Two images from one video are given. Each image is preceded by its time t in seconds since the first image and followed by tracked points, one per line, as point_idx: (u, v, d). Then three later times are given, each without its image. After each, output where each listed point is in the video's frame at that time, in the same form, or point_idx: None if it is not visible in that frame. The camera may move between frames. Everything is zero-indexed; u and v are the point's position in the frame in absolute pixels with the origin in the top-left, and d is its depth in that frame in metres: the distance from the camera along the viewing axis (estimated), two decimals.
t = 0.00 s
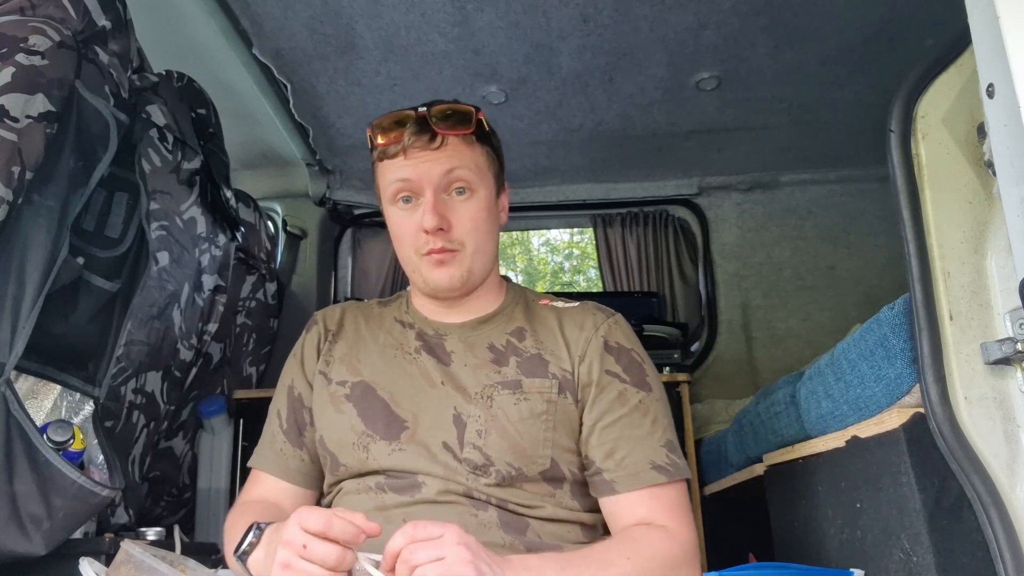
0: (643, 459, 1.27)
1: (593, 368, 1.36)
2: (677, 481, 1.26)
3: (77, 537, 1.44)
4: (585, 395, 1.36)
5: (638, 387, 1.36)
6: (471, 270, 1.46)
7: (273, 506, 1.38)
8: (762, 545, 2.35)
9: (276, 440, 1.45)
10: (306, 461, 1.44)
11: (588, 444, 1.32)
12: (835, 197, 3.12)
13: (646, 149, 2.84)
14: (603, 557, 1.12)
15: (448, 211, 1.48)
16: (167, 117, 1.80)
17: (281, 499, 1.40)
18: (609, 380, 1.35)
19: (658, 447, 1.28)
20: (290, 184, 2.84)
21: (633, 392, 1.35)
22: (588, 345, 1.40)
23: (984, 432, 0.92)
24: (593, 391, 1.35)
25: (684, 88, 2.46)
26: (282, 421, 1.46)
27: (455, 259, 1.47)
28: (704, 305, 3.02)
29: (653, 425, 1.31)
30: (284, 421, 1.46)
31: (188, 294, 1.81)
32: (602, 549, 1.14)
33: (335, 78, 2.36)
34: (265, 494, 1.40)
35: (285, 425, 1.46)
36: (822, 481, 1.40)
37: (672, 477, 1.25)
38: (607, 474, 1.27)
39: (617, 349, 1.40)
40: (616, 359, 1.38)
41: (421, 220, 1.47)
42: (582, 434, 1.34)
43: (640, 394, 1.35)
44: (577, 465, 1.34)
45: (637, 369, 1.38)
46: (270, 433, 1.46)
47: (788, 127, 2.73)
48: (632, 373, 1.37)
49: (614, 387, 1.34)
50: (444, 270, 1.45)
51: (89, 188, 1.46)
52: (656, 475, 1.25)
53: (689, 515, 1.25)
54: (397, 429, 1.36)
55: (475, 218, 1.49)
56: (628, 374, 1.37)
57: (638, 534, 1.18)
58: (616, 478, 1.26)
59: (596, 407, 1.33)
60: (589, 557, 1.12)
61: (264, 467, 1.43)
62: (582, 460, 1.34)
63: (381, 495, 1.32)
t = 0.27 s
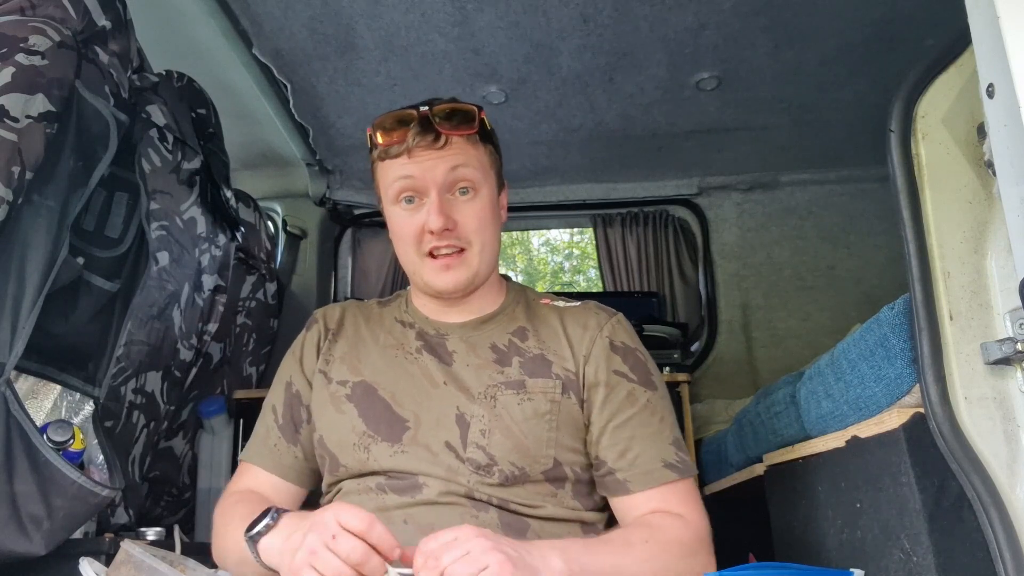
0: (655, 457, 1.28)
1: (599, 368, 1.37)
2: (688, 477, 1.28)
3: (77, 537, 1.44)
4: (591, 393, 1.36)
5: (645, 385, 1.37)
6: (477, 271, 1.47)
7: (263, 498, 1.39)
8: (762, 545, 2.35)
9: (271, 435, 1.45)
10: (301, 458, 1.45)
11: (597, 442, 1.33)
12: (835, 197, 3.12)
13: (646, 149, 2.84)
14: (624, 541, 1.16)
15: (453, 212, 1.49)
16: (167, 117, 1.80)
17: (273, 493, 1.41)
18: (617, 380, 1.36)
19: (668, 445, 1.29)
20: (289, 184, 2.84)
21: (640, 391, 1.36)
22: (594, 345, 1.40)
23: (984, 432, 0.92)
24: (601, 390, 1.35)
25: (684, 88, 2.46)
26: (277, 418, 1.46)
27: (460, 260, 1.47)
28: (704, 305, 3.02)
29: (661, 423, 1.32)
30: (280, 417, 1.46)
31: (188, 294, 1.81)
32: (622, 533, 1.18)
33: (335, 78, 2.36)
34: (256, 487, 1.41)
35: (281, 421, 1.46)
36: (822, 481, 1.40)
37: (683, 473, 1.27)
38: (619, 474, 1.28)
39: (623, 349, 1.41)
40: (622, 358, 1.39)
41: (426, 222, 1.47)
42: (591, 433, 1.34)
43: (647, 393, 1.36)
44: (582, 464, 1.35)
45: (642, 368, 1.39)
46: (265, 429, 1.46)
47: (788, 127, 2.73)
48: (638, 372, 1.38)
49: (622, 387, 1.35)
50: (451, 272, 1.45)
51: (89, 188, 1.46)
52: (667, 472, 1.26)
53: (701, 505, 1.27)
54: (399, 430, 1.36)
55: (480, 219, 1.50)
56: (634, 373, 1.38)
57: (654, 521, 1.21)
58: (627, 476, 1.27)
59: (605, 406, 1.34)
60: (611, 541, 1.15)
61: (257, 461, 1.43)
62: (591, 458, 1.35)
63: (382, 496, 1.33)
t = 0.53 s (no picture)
0: (680, 440, 1.35)
1: (610, 363, 1.42)
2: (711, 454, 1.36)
3: (77, 536, 1.44)
4: (607, 388, 1.41)
5: (656, 374, 1.43)
6: (476, 270, 1.49)
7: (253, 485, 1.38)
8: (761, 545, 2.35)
9: (267, 428, 1.44)
10: (295, 453, 1.45)
11: (620, 433, 1.38)
12: (835, 197, 3.12)
13: (646, 149, 2.84)
14: (654, 513, 1.25)
15: (453, 210, 1.50)
16: (167, 117, 1.80)
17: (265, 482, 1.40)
18: (633, 372, 1.41)
19: (689, 428, 1.37)
20: (289, 184, 2.84)
21: (653, 379, 1.42)
22: (600, 341, 1.45)
23: (984, 432, 0.92)
24: (619, 384, 1.40)
25: (684, 88, 2.46)
26: (273, 411, 1.46)
27: (459, 259, 1.50)
28: (704, 306, 3.02)
29: (678, 408, 1.40)
30: (277, 410, 1.46)
31: (188, 294, 1.81)
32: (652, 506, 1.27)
33: (335, 78, 2.36)
34: (246, 474, 1.40)
35: (278, 413, 1.46)
36: (822, 481, 1.40)
37: (707, 451, 1.35)
38: (650, 462, 1.34)
39: (630, 342, 1.46)
40: (632, 351, 1.44)
41: (426, 219, 1.49)
42: (614, 427, 1.39)
43: (660, 380, 1.42)
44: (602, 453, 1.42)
45: (650, 358, 1.45)
46: (259, 420, 1.45)
47: (788, 127, 2.73)
48: (648, 362, 1.44)
49: (637, 378, 1.41)
50: (450, 271, 1.48)
51: (89, 188, 1.46)
52: (696, 453, 1.34)
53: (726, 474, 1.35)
54: (401, 428, 1.38)
55: (479, 217, 1.52)
56: (646, 363, 1.44)
57: (681, 493, 1.29)
58: (660, 463, 1.34)
59: (626, 399, 1.39)
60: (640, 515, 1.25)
61: (247, 451, 1.42)
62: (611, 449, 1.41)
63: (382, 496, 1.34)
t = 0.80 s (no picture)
0: (683, 432, 1.38)
1: (614, 358, 1.45)
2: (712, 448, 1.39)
3: (76, 537, 1.44)
4: (612, 383, 1.43)
5: (658, 369, 1.47)
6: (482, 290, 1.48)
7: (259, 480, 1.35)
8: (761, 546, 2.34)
9: (276, 420, 1.43)
10: (305, 444, 1.44)
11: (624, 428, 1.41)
12: (835, 197, 3.12)
13: (646, 149, 2.84)
14: (665, 516, 1.26)
15: (463, 233, 1.46)
16: (167, 117, 1.80)
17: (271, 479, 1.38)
18: (636, 368, 1.44)
19: (690, 421, 1.41)
20: (290, 184, 2.84)
21: (656, 374, 1.45)
22: (604, 337, 1.48)
23: (984, 432, 0.92)
24: (624, 379, 1.43)
25: (684, 88, 2.46)
26: (283, 402, 1.45)
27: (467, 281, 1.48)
28: (704, 306, 3.02)
29: (679, 402, 1.43)
30: (286, 403, 1.45)
31: (188, 295, 1.81)
32: (661, 510, 1.27)
33: (335, 78, 2.36)
34: (251, 468, 1.37)
35: (287, 406, 1.45)
36: (822, 481, 1.40)
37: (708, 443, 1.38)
38: (655, 454, 1.37)
39: (632, 338, 1.49)
40: (635, 347, 1.47)
41: (436, 244, 1.44)
42: (618, 421, 1.41)
43: (661, 375, 1.46)
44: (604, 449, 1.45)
45: (652, 354, 1.49)
46: (266, 412, 1.44)
47: (788, 127, 2.73)
48: (650, 357, 1.48)
49: (641, 372, 1.44)
50: (457, 292, 1.47)
51: (89, 188, 1.46)
52: (698, 446, 1.37)
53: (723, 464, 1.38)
54: (407, 425, 1.39)
55: (489, 242, 1.48)
56: (648, 359, 1.47)
57: (686, 491, 1.31)
58: (664, 457, 1.36)
59: (630, 394, 1.42)
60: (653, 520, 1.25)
61: (256, 440, 1.41)
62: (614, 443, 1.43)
63: (385, 495, 1.35)
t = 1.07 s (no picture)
0: (682, 438, 1.39)
1: (615, 364, 1.46)
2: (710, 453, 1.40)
3: (77, 536, 1.45)
4: (612, 388, 1.44)
5: (657, 375, 1.48)
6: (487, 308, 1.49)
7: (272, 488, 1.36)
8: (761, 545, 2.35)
9: (284, 425, 1.44)
10: (313, 446, 1.46)
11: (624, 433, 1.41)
12: (835, 197, 3.12)
13: (645, 149, 2.85)
14: (669, 521, 1.27)
15: (473, 257, 1.45)
16: (167, 118, 1.80)
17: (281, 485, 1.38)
18: (636, 373, 1.45)
19: (689, 426, 1.41)
20: (290, 184, 2.85)
21: (655, 379, 1.46)
22: (605, 341, 1.48)
23: (983, 432, 0.93)
24: (624, 384, 1.44)
25: (684, 89, 2.46)
26: (288, 405, 1.46)
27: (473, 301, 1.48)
28: (704, 306, 3.03)
29: (678, 407, 1.44)
30: (292, 409, 1.46)
31: (189, 295, 1.81)
32: (664, 515, 1.28)
33: (335, 79, 2.36)
34: (254, 472, 1.38)
35: (293, 412, 1.45)
36: (822, 480, 1.41)
37: (706, 448, 1.39)
38: (654, 459, 1.37)
39: (632, 344, 1.50)
40: (635, 352, 1.48)
41: (448, 271, 1.43)
42: (618, 426, 1.42)
43: (660, 380, 1.47)
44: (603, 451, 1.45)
45: (651, 360, 1.50)
46: (270, 416, 1.45)
47: (788, 128, 2.74)
48: (650, 363, 1.49)
49: (641, 378, 1.45)
50: (463, 312, 1.47)
51: (89, 188, 1.47)
52: (697, 451, 1.38)
53: (721, 467, 1.39)
54: (409, 426, 1.40)
55: (498, 266, 1.47)
56: (648, 364, 1.48)
57: (688, 493, 1.31)
58: (663, 462, 1.36)
59: (630, 399, 1.42)
60: (657, 526, 1.26)
61: (264, 444, 1.41)
62: (613, 448, 1.44)
63: (386, 494, 1.36)
